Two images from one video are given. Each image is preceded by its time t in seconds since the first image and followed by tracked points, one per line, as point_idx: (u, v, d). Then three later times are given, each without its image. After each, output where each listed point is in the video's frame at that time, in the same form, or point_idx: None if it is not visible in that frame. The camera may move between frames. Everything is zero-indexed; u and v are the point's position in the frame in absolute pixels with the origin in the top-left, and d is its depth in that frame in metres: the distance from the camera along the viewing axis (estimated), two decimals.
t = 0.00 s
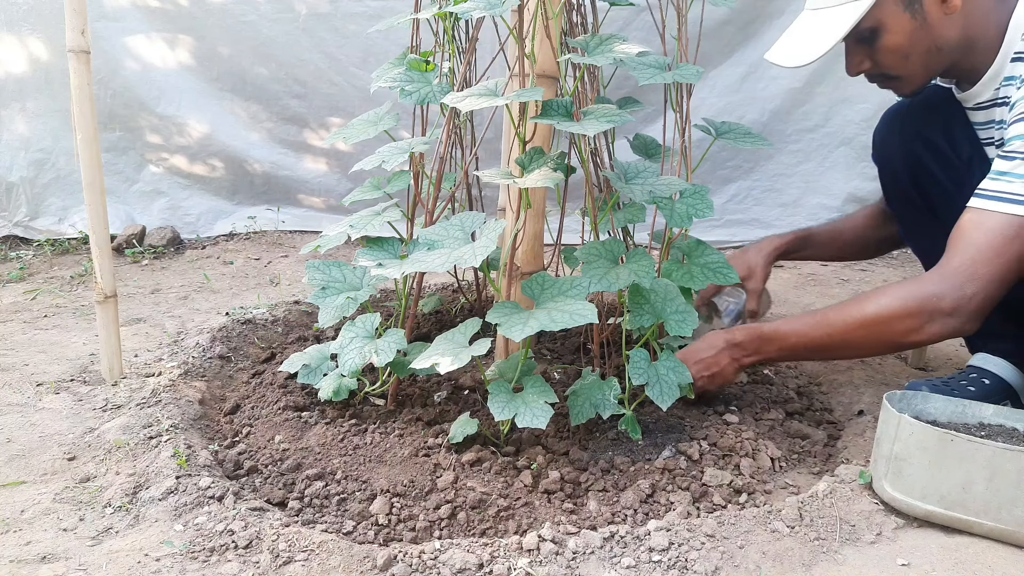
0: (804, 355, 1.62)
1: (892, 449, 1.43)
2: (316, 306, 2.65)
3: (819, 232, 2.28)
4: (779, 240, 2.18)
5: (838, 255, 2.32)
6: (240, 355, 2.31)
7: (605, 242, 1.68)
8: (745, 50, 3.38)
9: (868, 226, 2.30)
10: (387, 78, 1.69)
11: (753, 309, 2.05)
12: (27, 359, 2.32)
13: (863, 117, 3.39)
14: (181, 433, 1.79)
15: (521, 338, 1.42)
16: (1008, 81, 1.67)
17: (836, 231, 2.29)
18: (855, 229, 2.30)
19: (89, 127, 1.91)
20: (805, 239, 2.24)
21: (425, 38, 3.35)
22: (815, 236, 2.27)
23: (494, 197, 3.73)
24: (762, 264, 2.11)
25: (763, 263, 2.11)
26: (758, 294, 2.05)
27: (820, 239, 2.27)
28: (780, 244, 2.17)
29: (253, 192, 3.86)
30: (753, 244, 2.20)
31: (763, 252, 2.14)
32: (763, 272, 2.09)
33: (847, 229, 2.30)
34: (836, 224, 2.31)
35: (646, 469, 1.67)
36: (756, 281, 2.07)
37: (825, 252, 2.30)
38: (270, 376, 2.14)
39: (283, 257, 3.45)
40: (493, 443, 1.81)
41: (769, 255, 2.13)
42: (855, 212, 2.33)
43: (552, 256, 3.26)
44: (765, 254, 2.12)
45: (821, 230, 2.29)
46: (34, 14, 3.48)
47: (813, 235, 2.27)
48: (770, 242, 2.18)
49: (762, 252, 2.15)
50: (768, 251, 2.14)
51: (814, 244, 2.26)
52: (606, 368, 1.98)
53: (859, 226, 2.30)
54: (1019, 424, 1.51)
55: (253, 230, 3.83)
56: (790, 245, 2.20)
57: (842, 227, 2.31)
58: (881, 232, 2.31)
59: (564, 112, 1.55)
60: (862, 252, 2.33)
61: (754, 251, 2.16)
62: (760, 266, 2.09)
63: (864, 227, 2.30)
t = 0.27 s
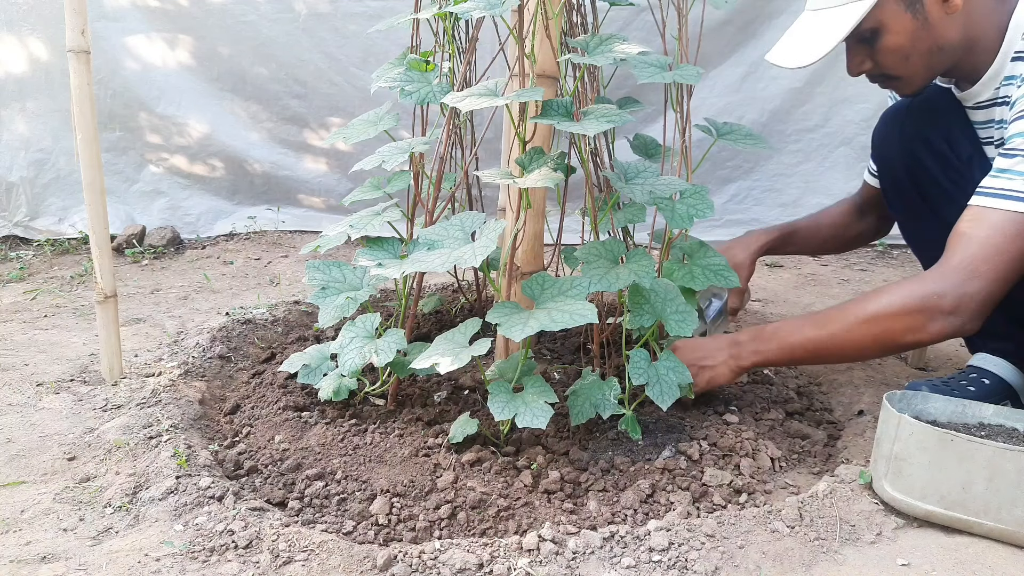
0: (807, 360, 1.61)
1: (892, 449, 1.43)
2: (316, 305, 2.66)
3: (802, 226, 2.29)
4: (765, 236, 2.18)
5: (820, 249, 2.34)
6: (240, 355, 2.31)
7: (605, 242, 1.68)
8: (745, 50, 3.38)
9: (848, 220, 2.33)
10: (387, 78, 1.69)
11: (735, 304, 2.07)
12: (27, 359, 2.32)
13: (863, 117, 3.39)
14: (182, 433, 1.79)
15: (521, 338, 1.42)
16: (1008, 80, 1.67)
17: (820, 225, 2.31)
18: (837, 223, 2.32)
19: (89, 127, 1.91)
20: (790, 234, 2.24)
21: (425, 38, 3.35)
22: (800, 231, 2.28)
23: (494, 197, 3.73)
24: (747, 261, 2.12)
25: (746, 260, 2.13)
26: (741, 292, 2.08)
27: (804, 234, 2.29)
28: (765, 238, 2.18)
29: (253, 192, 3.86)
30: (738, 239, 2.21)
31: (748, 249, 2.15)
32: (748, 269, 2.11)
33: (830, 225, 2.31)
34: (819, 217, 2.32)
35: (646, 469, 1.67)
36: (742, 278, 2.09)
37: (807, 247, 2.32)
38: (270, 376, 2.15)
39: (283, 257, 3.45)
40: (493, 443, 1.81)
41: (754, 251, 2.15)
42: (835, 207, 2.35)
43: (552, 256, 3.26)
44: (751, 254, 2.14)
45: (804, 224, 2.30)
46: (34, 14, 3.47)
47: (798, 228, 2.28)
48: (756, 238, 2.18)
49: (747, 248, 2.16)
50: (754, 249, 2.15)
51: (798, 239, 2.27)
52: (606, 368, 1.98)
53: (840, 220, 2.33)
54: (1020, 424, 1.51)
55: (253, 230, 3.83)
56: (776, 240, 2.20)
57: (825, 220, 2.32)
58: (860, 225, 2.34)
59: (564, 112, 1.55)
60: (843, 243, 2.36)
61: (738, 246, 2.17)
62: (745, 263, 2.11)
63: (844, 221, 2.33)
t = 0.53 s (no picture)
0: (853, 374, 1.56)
1: (892, 449, 1.43)
2: (315, 305, 2.66)
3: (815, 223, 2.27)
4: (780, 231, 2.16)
5: (832, 246, 2.33)
6: (239, 355, 2.31)
7: (606, 241, 1.68)
8: (745, 50, 3.38)
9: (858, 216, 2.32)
10: (387, 78, 1.69)
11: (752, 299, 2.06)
12: (27, 359, 2.32)
13: (863, 117, 3.39)
14: (181, 433, 1.79)
15: (521, 338, 1.42)
16: (1012, 79, 1.68)
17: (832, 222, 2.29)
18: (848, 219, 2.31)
19: (89, 127, 1.91)
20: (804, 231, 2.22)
21: (425, 38, 3.35)
22: (814, 228, 2.26)
23: (494, 197, 3.73)
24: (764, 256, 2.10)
25: (764, 256, 2.10)
26: (758, 287, 2.07)
27: (818, 231, 2.27)
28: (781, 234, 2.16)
29: (253, 192, 3.86)
30: (755, 233, 2.18)
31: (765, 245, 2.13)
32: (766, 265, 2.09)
33: (841, 221, 2.30)
34: (830, 213, 2.31)
35: (646, 469, 1.67)
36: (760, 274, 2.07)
37: (819, 244, 2.30)
38: (270, 376, 2.15)
39: (283, 257, 3.45)
40: (494, 443, 1.81)
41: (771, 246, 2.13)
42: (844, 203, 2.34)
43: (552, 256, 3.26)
44: (770, 248, 2.12)
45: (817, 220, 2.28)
46: (34, 14, 3.47)
47: (811, 225, 2.26)
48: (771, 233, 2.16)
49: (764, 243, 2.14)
50: (770, 244, 2.13)
51: (811, 236, 2.26)
52: (606, 368, 1.98)
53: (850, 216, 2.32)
54: (1020, 424, 1.50)
55: (253, 230, 3.83)
56: (790, 236, 2.18)
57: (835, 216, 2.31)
58: (871, 224, 2.33)
59: (564, 112, 1.55)
60: (853, 242, 2.37)
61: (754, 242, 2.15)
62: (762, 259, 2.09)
63: (855, 217, 2.32)
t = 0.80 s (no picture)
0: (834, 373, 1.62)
1: (892, 449, 1.43)
2: (316, 305, 2.66)
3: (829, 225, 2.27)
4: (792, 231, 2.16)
5: (844, 247, 2.33)
6: (239, 355, 2.31)
7: (606, 241, 1.68)
8: (745, 50, 3.38)
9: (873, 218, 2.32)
10: (387, 78, 1.69)
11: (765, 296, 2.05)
12: (27, 359, 2.32)
13: (863, 117, 3.39)
14: (181, 433, 1.79)
15: (521, 338, 1.42)
16: (1011, 83, 1.68)
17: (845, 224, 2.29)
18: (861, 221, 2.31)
19: (89, 127, 1.91)
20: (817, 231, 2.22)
21: (425, 38, 3.36)
22: (826, 230, 2.26)
23: (494, 197, 3.73)
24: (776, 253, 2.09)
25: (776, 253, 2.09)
26: (769, 283, 2.06)
27: (830, 233, 2.27)
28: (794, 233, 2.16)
29: (253, 192, 3.86)
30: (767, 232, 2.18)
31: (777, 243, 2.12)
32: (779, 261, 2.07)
33: (853, 223, 2.30)
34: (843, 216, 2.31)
35: (646, 469, 1.67)
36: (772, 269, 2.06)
37: (832, 245, 2.30)
38: (270, 376, 2.15)
39: (283, 257, 3.45)
40: (494, 443, 1.81)
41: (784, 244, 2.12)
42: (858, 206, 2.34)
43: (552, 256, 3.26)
44: (781, 245, 2.10)
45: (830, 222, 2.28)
46: (34, 14, 3.47)
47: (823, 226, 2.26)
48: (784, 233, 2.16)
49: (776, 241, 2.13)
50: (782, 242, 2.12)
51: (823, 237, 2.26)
52: (606, 368, 1.98)
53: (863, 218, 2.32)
54: (1019, 424, 1.50)
55: (253, 230, 3.83)
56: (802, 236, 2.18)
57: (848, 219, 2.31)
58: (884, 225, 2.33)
59: (564, 112, 1.55)
60: (867, 243, 2.35)
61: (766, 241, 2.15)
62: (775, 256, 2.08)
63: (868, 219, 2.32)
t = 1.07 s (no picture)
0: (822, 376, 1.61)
1: (892, 449, 1.43)
2: (315, 305, 2.66)
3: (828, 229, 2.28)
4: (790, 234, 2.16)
5: (844, 251, 2.32)
6: (239, 355, 2.31)
7: (606, 242, 1.68)
8: (745, 50, 3.38)
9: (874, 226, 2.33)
10: (388, 78, 1.69)
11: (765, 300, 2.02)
12: (27, 359, 2.32)
13: (863, 117, 3.38)
14: (181, 433, 1.79)
15: (521, 338, 1.42)
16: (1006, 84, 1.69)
17: (846, 229, 2.30)
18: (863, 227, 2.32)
19: (88, 127, 1.91)
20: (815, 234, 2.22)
21: (425, 38, 3.36)
22: (826, 233, 2.27)
23: (494, 197, 3.73)
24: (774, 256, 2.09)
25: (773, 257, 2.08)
26: (768, 287, 2.02)
27: (829, 237, 2.27)
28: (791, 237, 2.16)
29: (253, 192, 3.86)
30: (765, 237, 2.17)
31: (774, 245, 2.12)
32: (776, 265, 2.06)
33: (855, 228, 2.31)
34: (844, 222, 2.32)
35: (646, 469, 1.67)
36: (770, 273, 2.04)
37: (830, 249, 2.30)
38: (270, 376, 2.15)
39: (283, 257, 3.45)
40: (494, 443, 1.81)
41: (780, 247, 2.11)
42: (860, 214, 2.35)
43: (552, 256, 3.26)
44: (779, 248, 2.10)
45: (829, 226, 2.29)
46: (34, 14, 3.47)
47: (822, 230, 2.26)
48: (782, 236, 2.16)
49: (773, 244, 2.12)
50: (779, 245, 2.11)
51: (822, 240, 2.26)
52: (606, 368, 1.98)
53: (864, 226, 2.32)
54: (1019, 423, 1.50)
55: (253, 230, 3.83)
56: (800, 239, 2.18)
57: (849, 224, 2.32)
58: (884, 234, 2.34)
59: (564, 111, 1.55)
60: (869, 243, 2.34)
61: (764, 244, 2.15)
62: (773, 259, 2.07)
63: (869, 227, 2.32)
